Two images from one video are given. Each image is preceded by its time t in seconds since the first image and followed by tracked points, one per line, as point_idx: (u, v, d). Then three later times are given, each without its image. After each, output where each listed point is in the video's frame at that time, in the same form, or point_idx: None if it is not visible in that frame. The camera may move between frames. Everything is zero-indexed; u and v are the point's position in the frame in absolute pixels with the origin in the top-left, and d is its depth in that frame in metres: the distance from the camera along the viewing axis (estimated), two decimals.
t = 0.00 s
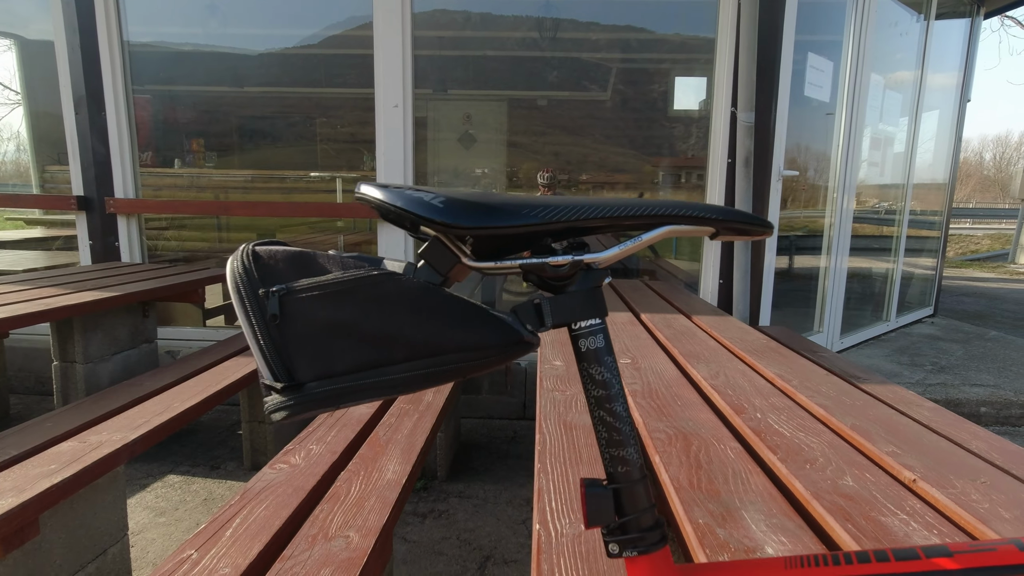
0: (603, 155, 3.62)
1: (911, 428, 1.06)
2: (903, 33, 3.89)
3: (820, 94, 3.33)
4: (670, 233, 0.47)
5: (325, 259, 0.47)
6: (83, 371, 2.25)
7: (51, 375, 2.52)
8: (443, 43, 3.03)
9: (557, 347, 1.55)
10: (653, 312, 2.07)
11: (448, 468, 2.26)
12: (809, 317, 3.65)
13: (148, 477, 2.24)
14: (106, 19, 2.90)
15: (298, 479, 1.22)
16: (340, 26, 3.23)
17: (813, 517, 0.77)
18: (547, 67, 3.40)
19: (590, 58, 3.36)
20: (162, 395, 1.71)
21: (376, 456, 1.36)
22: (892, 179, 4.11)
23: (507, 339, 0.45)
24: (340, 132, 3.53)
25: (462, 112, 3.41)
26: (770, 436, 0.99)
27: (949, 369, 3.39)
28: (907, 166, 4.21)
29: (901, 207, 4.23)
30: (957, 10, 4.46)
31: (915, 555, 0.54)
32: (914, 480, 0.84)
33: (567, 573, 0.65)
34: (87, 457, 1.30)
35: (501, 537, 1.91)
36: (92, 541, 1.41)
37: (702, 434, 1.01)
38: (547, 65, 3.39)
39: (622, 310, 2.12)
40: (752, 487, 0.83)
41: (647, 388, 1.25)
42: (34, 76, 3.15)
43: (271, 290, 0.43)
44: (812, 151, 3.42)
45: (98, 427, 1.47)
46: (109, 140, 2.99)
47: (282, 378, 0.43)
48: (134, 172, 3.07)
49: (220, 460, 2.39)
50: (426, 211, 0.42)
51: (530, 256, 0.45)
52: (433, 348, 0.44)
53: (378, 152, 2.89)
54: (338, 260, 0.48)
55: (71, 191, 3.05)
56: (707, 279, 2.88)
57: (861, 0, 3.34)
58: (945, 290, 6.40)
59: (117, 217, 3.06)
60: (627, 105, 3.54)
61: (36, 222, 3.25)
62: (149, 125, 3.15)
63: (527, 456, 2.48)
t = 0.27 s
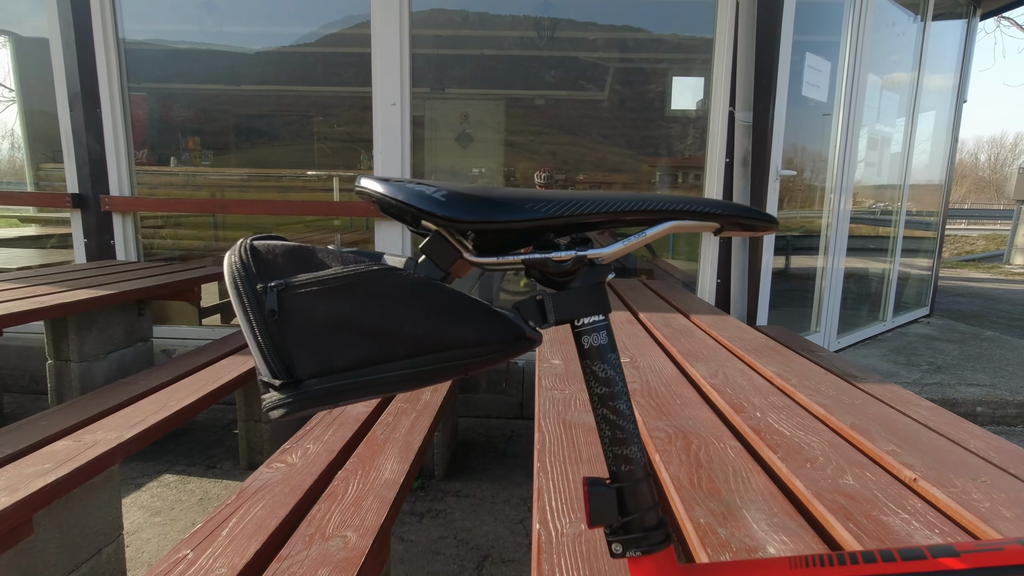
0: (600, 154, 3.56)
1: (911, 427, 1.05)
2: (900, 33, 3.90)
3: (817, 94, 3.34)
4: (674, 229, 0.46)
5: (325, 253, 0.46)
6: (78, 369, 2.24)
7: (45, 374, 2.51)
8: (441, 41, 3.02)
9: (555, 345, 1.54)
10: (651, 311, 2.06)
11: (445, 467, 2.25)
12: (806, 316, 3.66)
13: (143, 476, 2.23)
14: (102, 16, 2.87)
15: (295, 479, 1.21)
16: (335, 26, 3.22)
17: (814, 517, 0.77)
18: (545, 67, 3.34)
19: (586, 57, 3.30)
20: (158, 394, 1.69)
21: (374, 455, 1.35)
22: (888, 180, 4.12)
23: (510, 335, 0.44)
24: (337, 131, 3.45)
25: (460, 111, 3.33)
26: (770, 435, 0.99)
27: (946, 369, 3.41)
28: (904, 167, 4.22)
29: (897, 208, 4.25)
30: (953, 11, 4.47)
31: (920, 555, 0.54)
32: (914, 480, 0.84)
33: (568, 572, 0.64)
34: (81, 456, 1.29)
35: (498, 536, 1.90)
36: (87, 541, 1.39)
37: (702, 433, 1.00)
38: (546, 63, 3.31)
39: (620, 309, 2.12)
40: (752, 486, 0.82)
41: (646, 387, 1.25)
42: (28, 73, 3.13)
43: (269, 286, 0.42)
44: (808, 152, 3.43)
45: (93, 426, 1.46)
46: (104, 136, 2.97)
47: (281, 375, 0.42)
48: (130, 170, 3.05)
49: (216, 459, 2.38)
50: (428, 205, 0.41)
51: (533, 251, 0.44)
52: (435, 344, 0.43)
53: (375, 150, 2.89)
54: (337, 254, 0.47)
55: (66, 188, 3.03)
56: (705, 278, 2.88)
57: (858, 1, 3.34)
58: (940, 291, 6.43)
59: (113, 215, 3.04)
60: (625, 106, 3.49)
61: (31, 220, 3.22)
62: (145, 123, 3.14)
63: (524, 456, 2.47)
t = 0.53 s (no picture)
0: (598, 156, 3.47)
1: (907, 430, 1.05)
2: (896, 35, 3.91)
3: (814, 95, 3.34)
4: (673, 232, 0.46)
5: (318, 257, 0.46)
6: (71, 370, 2.22)
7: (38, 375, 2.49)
8: (438, 42, 3.01)
9: (551, 347, 1.54)
10: (648, 312, 2.06)
11: (441, 469, 2.25)
12: (803, 317, 3.66)
13: (137, 478, 2.21)
14: (98, 18, 2.92)
15: (290, 481, 1.20)
16: (333, 25, 3.14)
17: (812, 520, 0.77)
18: (542, 68, 3.23)
19: (585, 58, 3.23)
20: (153, 395, 1.68)
21: (370, 457, 1.34)
22: (884, 182, 4.13)
23: (506, 339, 0.44)
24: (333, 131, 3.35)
25: (456, 111, 3.23)
26: (767, 437, 0.99)
27: (941, 369, 3.42)
28: (900, 169, 4.24)
29: (893, 210, 4.26)
30: (949, 13, 4.49)
31: (918, 560, 0.53)
32: (911, 482, 0.84)
33: None
34: (74, 458, 1.28)
35: (495, 538, 1.90)
36: (80, 544, 1.38)
37: (699, 436, 1.00)
38: (541, 64, 3.22)
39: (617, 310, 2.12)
40: (749, 489, 0.82)
41: (643, 389, 1.25)
42: (23, 73, 3.10)
43: (262, 290, 0.42)
44: (804, 154, 3.44)
45: (87, 428, 1.45)
46: (98, 136, 2.98)
47: (274, 380, 0.42)
48: (125, 170, 3.06)
49: (211, 460, 2.37)
50: (423, 208, 0.41)
51: (529, 255, 0.44)
52: (430, 348, 0.43)
53: (372, 150, 2.92)
54: (332, 258, 0.46)
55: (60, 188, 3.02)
56: (702, 279, 2.88)
57: (855, 3, 3.35)
58: (936, 292, 6.45)
59: (107, 215, 3.03)
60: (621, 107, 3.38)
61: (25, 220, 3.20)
62: (140, 123, 3.15)
63: (521, 457, 2.47)
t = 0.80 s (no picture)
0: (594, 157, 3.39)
1: (904, 423, 1.05)
2: (889, 36, 3.93)
3: (809, 95, 3.35)
4: (667, 208, 0.45)
5: (301, 232, 0.44)
6: (61, 369, 2.20)
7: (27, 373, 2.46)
8: (434, 42, 3.00)
9: (546, 342, 1.53)
10: (643, 310, 2.06)
11: (436, 467, 2.23)
12: (798, 317, 3.66)
13: (127, 477, 2.19)
14: (89, 16, 2.87)
15: (280, 477, 1.19)
16: (329, 26, 3.07)
17: (808, 511, 0.76)
18: (537, 70, 3.23)
19: (580, 59, 3.20)
20: (142, 392, 1.66)
21: (362, 453, 1.32)
22: (878, 183, 4.14)
23: (495, 317, 0.43)
24: (328, 132, 3.43)
25: (452, 111, 3.22)
26: (763, 430, 0.98)
27: (936, 369, 3.42)
28: (894, 170, 4.25)
29: (887, 212, 4.28)
30: (942, 15, 4.51)
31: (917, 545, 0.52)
32: (907, 473, 0.83)
33: (557, 566, 0.62)
34: (60, 455, 1.26)
35: (489, 536, 1.88)
36: (66, 542, 1.36)
37: (695, 429, 0.99)
38: (536, 65, 3.21)
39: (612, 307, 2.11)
40: (745, 480, 0.81)
41: (639, 383, 1.24)
42: (14, 72, 3.07)
43: (242, 265, 0.40)
44: (799, 156, 3.45)
45: (74, 425, 1.42)
46: (90, 134, 2.95)
47: (256, 358, 0.40)
48: (117, 169, 3.03)
49: (203, 460, 2.34)
50: (410, 179, 0.39)
51: (520, 230, 0.42)
52: (417, 325, 0.42)
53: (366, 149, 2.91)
54: (316, 233, 0.45)
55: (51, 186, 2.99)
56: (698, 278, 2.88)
57: (848, 5, 3.37)
58: (930, 293, 6.47)
59: (99, 213, 3.00)
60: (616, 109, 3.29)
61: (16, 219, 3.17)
62: (133, 122, 3.08)
63: (516, 456, 2.45)
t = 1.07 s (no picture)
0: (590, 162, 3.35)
1: (895, 420, 1.05)
2: (880, 41, 3.97)
3: (801, 98, 3.36)
4: (656, 192, 0.45)
5: (286, 216, 0.44)
6: (48, 370, 2.17)
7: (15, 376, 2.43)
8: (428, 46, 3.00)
9: (539, 342, 1.52)
10: (636, 310, 2.05)
11: (428, 469, 2.22)
12: (791, 319, 3.68)
13: (115, 480, 2.16)
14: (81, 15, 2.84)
15: (270, 477, 1.17)
16: (325, 32, 3.04)
17: (801, 507, 0.76)
18: (532, 74, 3.18)
19: (574, 64, 3.16)
20: (131, 393, 1.64)
21: (353, 453, 1.31)
22: (870, 187, 4.17)
23: (483, 303, 0.42)
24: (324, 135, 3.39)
25: (447, 115, 3.21)
26: (754, 427, 0.97)
27: (927, 371, 3.44)
28: (885, 175, 4.28)
29: (879, 216, 4.31)
30: (931, 21, 4.56)
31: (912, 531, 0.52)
32: (899, 469, 0.83)
33: (546, 561, 0.62)
34: (45, 455, 1.24)
35: (482, 538, 1.87)
36: (50, 545, 1.34)
37: (687, 426, 0.99)
38: (531, 70, 3.16)
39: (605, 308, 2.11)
40: (737, 476, 0.81)
41: (631, 381, 1.23)
42: (4, 74, 3.05)
43: (224, 249, 0.40)
44: (791, 162, 3.47)
45: (60, 425, 1.41)
46: (80, 133, 2.92)
47: (237, 343, 0.40)
48: (107, 170, 3.00)
49: (193, 463, 2.32)
50: (396, 161, 0.39)
51: (507, 215, 0.42)
52: (403, 311, 0.41)
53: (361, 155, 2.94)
54: (301, 218, 0.44)
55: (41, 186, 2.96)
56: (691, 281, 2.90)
57: (840, 10, 3.40)
58: (922, 296, 6.52)
59: (89, 214, 2.98)
60: (612, 115, 3.28)
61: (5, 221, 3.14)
62: (127, 126, 3.06)
63: (509, 458, 2.44)
